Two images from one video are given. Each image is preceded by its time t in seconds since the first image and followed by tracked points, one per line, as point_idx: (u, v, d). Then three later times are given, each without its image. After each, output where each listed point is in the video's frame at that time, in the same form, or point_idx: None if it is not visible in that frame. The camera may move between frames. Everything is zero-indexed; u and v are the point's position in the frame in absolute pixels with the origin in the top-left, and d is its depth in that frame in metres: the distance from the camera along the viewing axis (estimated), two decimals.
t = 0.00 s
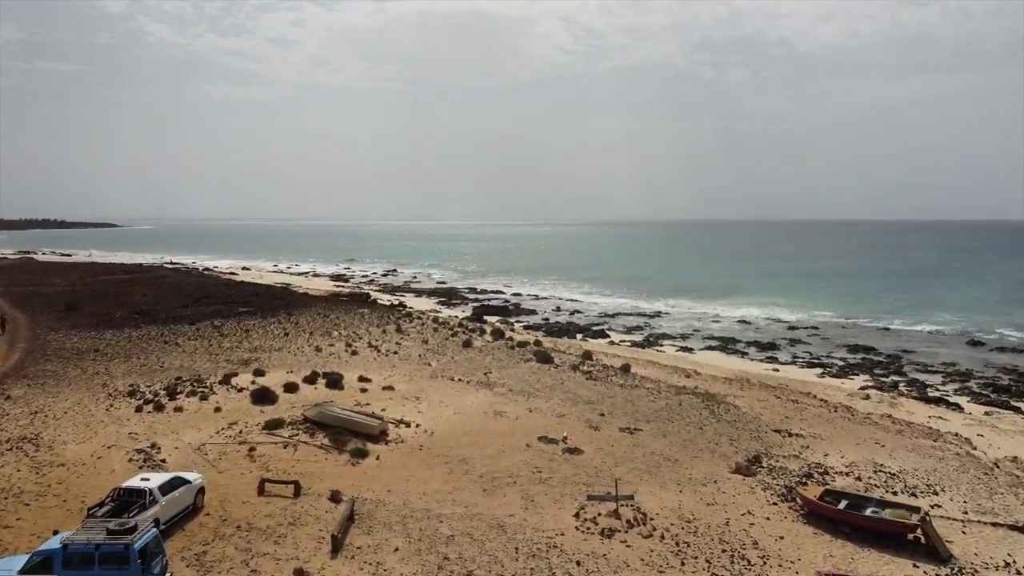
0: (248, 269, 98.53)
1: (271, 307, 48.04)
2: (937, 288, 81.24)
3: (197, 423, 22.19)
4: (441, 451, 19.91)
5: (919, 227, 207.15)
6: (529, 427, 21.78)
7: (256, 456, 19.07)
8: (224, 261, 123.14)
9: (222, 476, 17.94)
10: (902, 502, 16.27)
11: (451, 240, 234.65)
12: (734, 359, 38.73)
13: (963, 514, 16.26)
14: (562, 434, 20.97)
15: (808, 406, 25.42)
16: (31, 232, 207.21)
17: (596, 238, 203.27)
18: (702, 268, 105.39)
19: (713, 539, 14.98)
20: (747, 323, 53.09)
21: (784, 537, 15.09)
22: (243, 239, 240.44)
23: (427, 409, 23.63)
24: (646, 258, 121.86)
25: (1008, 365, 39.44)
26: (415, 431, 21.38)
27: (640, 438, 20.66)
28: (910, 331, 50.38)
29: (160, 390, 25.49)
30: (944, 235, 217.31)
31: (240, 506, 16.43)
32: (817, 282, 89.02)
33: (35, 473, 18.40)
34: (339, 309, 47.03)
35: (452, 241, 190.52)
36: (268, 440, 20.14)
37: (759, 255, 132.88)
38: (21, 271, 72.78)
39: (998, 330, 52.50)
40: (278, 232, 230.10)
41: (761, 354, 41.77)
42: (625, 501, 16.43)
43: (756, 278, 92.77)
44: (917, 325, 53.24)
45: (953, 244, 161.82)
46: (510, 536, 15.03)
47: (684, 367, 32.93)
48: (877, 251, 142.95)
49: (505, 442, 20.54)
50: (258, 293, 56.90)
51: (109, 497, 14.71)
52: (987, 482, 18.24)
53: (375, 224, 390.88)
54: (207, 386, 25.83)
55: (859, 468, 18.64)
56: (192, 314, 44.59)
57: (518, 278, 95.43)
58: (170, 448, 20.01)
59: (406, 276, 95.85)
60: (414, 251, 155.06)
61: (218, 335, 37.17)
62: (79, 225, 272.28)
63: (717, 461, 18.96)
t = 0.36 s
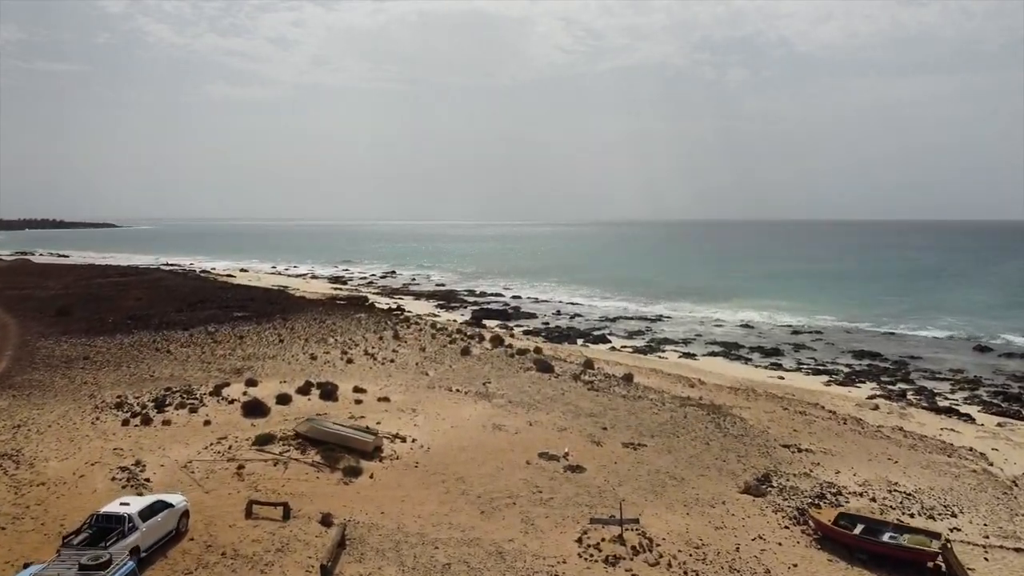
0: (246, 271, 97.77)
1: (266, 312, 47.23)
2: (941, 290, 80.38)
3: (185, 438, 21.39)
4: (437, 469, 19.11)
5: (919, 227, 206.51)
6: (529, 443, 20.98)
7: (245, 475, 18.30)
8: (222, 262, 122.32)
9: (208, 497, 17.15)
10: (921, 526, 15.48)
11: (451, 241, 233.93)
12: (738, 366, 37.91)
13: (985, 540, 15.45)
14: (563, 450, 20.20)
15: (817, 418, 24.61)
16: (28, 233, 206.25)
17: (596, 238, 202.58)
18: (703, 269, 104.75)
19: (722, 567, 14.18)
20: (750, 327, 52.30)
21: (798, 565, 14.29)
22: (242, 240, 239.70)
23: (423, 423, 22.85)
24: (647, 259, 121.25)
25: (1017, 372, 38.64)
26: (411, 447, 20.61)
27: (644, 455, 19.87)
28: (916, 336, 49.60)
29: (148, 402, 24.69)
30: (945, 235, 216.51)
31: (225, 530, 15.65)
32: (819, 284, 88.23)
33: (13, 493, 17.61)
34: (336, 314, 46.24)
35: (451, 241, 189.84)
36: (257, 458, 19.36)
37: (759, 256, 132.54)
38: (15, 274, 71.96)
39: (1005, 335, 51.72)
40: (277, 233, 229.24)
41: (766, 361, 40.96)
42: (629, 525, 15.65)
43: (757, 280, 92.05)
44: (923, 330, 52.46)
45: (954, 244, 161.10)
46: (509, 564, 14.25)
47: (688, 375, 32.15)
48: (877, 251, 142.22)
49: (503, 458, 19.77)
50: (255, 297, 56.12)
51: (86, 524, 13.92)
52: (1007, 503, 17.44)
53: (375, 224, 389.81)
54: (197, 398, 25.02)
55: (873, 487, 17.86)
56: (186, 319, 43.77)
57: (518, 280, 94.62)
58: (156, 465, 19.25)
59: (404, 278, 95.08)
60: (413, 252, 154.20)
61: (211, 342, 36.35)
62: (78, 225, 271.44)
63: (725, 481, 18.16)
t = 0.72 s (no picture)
0: (243, 273, 96.92)
1: (262, 316, 46.43)
2: (944, 292, 79.59)
3: (172, 454, 20.62)
4: (433, 488, 18.36)
5: (920, 228, 205.63)
6: (528, 459, 20.23)
7: (232, 496, 17.55)
8: (219, 264, 121.65)
9: (193, 520, 16.40)
10: (941, 553, 14.73)
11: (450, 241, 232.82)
12: (742, 373, 37.16)
13: (1008, 567, 14.70)
14: (564, 468, 19.45)
15: (826, 431, 23.84)
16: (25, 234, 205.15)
17: (596, 239, 201.67)
18: (704, 270, 103.98)
19: None
20: (753, 332, 51.57)
21: None
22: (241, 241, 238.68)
23: (419, 437, 22.09)
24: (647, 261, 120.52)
25: None
26: (406, 464, 19.85)
27: (648, 473, 19.11)
28: (921, 341, 48.88)
29: (135, 414, 23.91)
30: (946, 236, 215.58)
31: (209, 557, 14.87)
32: (821, 286, 87.46)
33: None
34: (332, 319, 45.47)
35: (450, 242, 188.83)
36: (246, 476, 18.59)
37: (759, 257, 131.85)
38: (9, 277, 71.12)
39: (1011, 340, 50.98)
40: (276, 233, 228.43)
41: (770, 367, 40.22)
42: (634, 551, 14.87)
43: (759, 282, 91.31)
44: (928, 335, 51.74)
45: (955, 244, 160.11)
46: None
47: (691, 385, 31.38)
48: (879, 252, 141.40)
49: (502, 477, 19.02)
50: (250, 301, 55.29)
51: (61, 553, 13.14)
52: None
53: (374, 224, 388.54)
54: (186, 410, 24.25)
55: (888, 509, 17.09)
56: (179, 325, 42.96)
57: (518, 281, 93.84)
58: (140, 484, 18.48)
59: (403, 280, 94.25)
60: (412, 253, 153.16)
61: (203, 349, 35.55)
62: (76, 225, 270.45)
63: (734, 502, 17.40)
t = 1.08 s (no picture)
0: (241, 275, 96.06)
1: (257, 322, 45.62)
2: (947, 295, 78.77)
3: (158, 471, 19.82)
4: (429, 509, 17.57)
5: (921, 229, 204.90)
6: (528, 476, 19.46)
7: (219, 517, 16.77)
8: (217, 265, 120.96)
9: (176, 544, 15.61)
10: None
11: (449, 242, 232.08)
12: (747, 381, 36.38)
13: None
14: (566, 486, 18.67)
15: (836, 445, 23.04)
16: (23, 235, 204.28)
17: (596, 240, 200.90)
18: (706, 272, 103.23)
19: None
20: (756, 337, 50.80)
21: None
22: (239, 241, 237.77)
23: (415, 452, 21.31)
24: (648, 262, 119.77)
25: None
26: (401, 482, 19.07)
27: (653, 492, 18.33)
28: (927, 346, 48.12)
29: (121, 428, 23.09)
30: (947, 237, 214.86)
31: None
32: (823, 288, 86.77)
33: None
34: (329, 324, 44.69)
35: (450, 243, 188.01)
36: (233, 496, 17.81)
37: (760, 258, 131.21)
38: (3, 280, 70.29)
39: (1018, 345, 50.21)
40: (275, 234, 227.60)
41: (774, 374, 39.46)
42: None
43: (761, 284, 90.56)
44: (934, 340, 51.00)
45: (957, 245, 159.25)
46: None
47: (695, 394, 30.61)
48: (880, 254, 140.72)
49: (501, 495, 18.24)
50: (246, 304, 54.45)
51: None
52: None
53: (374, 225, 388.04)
54: (174, 423, 23.42)
55: (906, 531, 16.31)
56: (172, 330, 42.15)
57: (517, 283, 93.06)
58: (123, 504, 17.67)
59: (401, 282, 93.44)
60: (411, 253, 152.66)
61: (195, 356, 34.71)
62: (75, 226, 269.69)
63: (744, 524, 16.61)
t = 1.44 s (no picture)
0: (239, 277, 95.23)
1: (252, 326, 44.84)
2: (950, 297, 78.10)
3: (143, 488, 19.03)
4: (424, 530, 16.80)
5: (921, 230, 204.38)
6: (528, 494, 18.69)
7: (204, 540, 16.00)
8: (215, 266, 120.13)
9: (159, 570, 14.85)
10: None
11: (449, 243, 231.30)
12: (751, 388, 35.64)
13: None
14: (568, 505, 17.90)
15: (847, 458, 22.27)
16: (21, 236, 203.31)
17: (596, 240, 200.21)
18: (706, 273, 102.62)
19: None
20: (759, 341, 50.05)
21: None
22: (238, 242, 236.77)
23: (410, 467, 20.54)
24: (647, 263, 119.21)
25: None
26: (396, 500, 18.31)
27: (658, 511, 17.57)
28: (933, 351, 47.39)
29: (107, 441, 22.28)
30: (948, 238, 214.37)
31: None
32: (825, 290, 86.14)
33: None
34: (325, 329, 43.93)
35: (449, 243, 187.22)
36: (220, 517, 17.04)
37: (761, 259, 130.61)
38: None
39: None
40: (274, 234, 226.72)
41: (779, 380, 38.72)
42: None
43: (762, 286, 89.84)
44: (939, 344, 50.29)
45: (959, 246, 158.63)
46: None
47: (699, 403, 29.86)
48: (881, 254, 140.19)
49: (500, 515, 17.48)
50: (242, 308, 53.64)
51: None
52: None
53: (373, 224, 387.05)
54: (162, 436, 22.63)
55: (924, 555, 15.56)
56: (165, 336, 41.36)
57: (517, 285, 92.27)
58: (104, 525, 16.89)
59: (400, 284, 92.71)
60: (410, 254, 151.75)
61: (187, 363, 33.90)
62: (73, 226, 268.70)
63: (755, 548, 15.83)
